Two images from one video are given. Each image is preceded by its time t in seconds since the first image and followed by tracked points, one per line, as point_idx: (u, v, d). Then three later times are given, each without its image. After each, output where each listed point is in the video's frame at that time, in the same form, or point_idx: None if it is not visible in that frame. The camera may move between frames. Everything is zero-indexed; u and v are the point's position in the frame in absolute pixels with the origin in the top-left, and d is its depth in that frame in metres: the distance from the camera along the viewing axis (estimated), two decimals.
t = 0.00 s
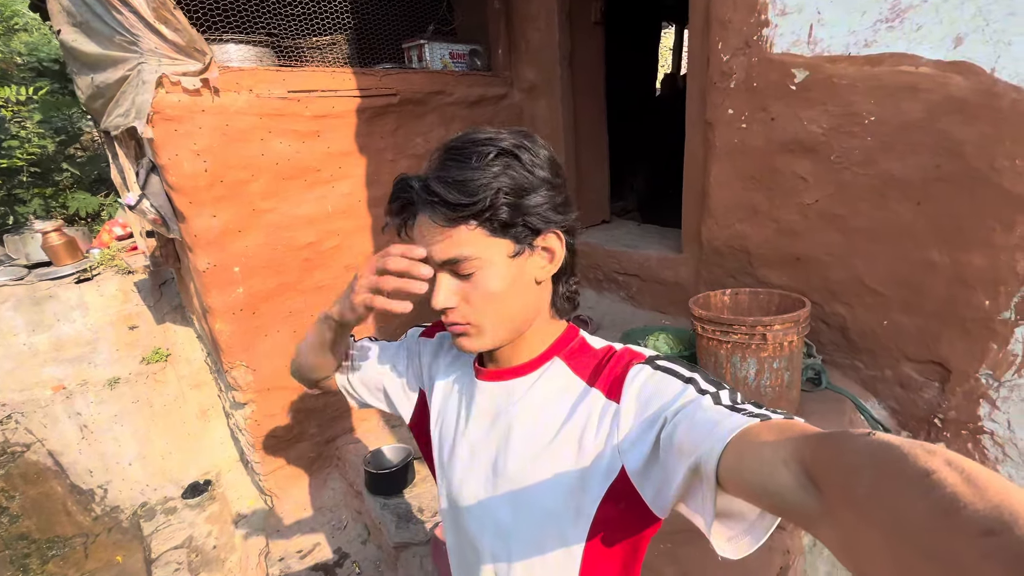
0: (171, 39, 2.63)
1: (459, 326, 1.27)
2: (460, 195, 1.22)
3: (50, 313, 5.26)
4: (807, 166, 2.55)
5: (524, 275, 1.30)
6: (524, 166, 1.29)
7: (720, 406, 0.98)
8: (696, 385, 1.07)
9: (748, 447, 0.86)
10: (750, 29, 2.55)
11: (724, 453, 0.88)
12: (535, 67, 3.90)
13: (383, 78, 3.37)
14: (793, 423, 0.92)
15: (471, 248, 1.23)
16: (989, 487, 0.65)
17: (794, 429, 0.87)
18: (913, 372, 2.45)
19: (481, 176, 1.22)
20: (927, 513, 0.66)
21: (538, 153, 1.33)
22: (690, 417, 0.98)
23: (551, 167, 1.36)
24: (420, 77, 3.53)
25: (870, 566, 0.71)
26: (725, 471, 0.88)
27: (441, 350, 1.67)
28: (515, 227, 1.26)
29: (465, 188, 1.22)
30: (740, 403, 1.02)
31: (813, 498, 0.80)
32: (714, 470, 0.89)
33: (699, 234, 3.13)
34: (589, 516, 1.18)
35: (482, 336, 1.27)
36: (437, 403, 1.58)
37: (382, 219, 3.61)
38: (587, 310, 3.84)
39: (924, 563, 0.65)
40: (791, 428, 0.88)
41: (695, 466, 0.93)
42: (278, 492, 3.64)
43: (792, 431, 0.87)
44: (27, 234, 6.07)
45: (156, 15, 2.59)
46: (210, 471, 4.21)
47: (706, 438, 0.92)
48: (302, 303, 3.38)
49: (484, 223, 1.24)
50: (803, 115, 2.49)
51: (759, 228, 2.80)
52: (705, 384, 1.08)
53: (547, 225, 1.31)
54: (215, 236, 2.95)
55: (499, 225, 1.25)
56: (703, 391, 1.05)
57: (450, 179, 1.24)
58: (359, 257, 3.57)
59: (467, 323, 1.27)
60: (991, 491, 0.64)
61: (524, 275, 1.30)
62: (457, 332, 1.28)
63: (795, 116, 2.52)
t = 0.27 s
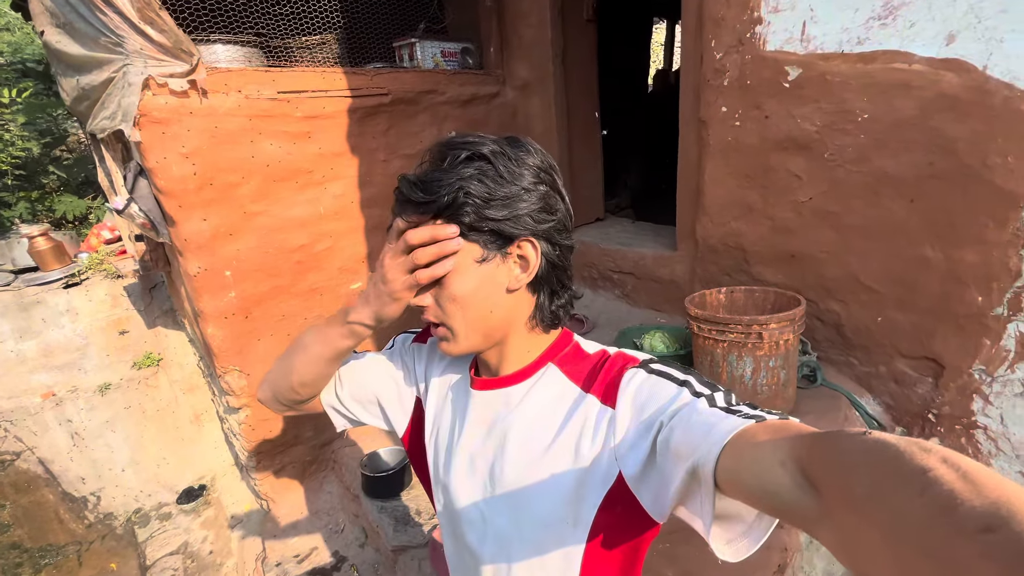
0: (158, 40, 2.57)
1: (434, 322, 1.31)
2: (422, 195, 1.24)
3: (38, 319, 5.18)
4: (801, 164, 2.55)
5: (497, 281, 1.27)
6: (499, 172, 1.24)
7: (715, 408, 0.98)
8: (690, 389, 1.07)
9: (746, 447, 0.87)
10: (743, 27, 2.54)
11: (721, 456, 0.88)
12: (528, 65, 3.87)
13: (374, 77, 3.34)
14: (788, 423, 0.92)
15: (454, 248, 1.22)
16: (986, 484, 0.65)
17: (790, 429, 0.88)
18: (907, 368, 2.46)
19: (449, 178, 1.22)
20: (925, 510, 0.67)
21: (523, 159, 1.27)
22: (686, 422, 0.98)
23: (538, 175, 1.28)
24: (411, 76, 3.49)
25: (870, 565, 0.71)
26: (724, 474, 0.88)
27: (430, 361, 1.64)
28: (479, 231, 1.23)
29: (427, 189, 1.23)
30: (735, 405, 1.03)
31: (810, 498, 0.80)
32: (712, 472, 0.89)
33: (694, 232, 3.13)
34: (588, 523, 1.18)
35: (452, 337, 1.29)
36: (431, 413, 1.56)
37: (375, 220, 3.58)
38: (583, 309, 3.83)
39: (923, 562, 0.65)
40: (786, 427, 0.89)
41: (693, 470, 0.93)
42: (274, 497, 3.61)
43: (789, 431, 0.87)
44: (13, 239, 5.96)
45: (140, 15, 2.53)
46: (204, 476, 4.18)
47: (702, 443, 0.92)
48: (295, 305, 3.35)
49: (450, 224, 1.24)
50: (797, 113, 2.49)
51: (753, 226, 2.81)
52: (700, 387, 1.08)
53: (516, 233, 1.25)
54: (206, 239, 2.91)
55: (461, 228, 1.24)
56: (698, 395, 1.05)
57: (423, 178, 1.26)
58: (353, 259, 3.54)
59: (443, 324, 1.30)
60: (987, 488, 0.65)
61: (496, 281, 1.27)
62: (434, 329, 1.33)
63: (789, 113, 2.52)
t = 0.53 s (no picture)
0: (145, 43, 2.53)
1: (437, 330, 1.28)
2: (445, 208, 1.20)
3: (26, 325, 5.09)
4: (794, 166, 2.56)
5: (508, 295, 1.28)
6: (522, 188, 1.23)
7: (707, 417, 0.98)
8: (682, 396, 1.07)
9: (737, 457, 0.87)
10: (736, 30, 2.55)
11: (711, 463, 0.88)
12: (521, 67, 3.86)
13: (366, 80, 3.31)
14: (780, 432, 0.92)
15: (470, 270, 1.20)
16: (970, 494, 0.66)
17: (780, 438, 0.88)
18: (900, 369, 2.48)
19: (474, 193, 1.19)
20: (910, 520, 0.68)
21: (543, 174, 1.27)
22: (677, 431, 0.97)
23: (556, 189, 1.29)
24: (404, 79, 3.47)
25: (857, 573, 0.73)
26: (714, 482, 0.88)
27: (424, 369, 1.64)
28: (499, 248, 1.23)
29: (452, 203, 1.20)
30: (727, 412, 1.02)
31: (799, 506, 0.80)
32: (703, 481, 0.89)
33: (688, 234, 3.13)
34: (584, 531, 1.18)
35: (454, 345, 1.27)
36: (427, 422, 1.55)
37: (368, 224, 3.56)
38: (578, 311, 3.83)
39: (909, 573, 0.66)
40: (775, 436, 0.89)
41: (685, 478, 0.92)
42: (269, 504, 3.58)
43: (779, 439, 0.87)
44: None
45: (128, 19, 2.49)
46: (198, 483, 4.14)
47: (694, 451, 0.91)
48: (288, 310, 3.32)
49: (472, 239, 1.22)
50: (790, 115, 2.50)
51: (747, 228, 2.82)
52: (692, 395, 1.08)
53: (535, 250, 1.26)
54: (197, 245, 2.88)
55: (481, 244, 1.22)
56: (691, 402, 1.04)
57: (444, 190, 1.21)
58: (346, 263, 3.51)
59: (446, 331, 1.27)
60: (970, 497, 0.65)
61: (507, 296, 1.28)
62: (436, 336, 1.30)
63: (782, 116, 2.53)
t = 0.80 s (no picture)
0: (138, 42, 2.48)
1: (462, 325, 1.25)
2: (485, 202, 1.18)
3: (14, 329, 5.00)
4: (792, 167, 2.57)
5: (534, 292, 1.28)
6: (557, 186, 1.24)
7: (716, 416, 0.97)
8: (690, 396, 1.06)
9: (746, 457, 0.85)
10: (734, 31, 2.55)
11: (722, 462, 0.87)
12: (518, 68, 3.85)
13: (362, 80, 3.28)
14: (789, 431, 0.91)
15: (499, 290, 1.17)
16: (987, 493, 0.64)
17: (790, 437, 0.87)
18: (897, 368, 2.49)
19: (516, 189, 1.18)
20: (925, 519, 0.66)
21: (574, 173, 1.28)
22: (687, 430, 0.96)
23: (583, 188, 1.31)
24: (400, 79, 3.45)
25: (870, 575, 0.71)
26: (724, 481, 0.87)
27: (428, 371, 1.62)
28: (534, 246, 1.23)
29: (493, 198, 1.18)
30: (737, 412, 1.02)
31: (810, 505, 0.79)
32: (713, 481, 0.88)
33: (686, 235, 3.14)
34: (592, 532, 1.16)
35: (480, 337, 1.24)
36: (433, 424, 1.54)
37: (364, 225, 3.53)
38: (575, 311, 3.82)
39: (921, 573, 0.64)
40: (784, 435, 0.88)
41: (695, 477, 0.92)
42: (263, 509, 3.52)
43: (789, 438, 0.86)
44: None
45: (121, 17, 2.45)
46: (190, 487, 4.08)
47: (703, 450, 0.91)
48: (283, 312, 3.29)
49: (511, 236, 1.20)
50: (788, 116, 2.51)
51: (744, 228, 2.82)
52: (700, 394, 1.07)
53: (564, 249, 1.29)
54: (191, 246, 2.84)
55: (518, 241, 1.21)
56: (699, 402, 1.03)
57: (483, 185, 1.19)
58: (342, 265, 3.48)
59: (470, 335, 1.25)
60: (988, 497, 0.64)
61: (535, 294, 1.28)
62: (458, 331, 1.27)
63: (780, 117, 2.54)
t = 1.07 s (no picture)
0: (135, 45, 2.47)
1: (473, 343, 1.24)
2: (504, 213, 1.20)
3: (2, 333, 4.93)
4: (785, 174, 2.60)
5: (543, 300, 1.31)
6: (571, 194, 1.26)
7: (714, 424, 1.01)
8: (689, 402, 1.09)
9: (746, 467, 0.90)
10: (729, 40, 2.58)
11: (720, 470, 0.92)
12: (514, 74, 3.87)
13: (359, 85, 3.29)
14: (787, 438, 0.95)
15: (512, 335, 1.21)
16: (985, 503, 0.68)
17: (790, 445, 0.91)
18: (890, 373, 2.52)
19: (531, 201, 1.20)
20: (924, 527, 0.70)
21: (587, 179, 1.31)
22: (687, 437, 1.00)
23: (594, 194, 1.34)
24: (397, 84, 3.45)
25: None
26: (723, 489, 0.92)
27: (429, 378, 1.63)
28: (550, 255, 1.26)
29: (512, 208, 1.20)
30: (735, 419, 1.05)
31: (810, 512, 0.84)
32: (712, 487, 0.93)
33: (681, 240, 3.16)
34: (592, 538, 1.17)
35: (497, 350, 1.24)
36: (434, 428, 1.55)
37: (360, 229, 3.52)
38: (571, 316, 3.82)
39: None
40: (788, 444, 0.92)
41: (694, 484, 0.96)
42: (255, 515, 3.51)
43: (787, 447, 0.91)
44: None
45: (117, 19, 2.44)
46: (180, 495, 4.02)
47: (703, 457, 0.95)
48: (278, 317, 3.27)
49: (524, 248, 1.23)
50: (782, 124, 2.54)
51: (739, 234, 2.85)
52: (698, 401, 1.11)
53: (576, 257, 1.32)
54: (185, 251, 2.82)
55: (535, 251, 1.24)
56: (697, 409, 1.07)
57: (501, 196, 1.20)
58: (338, 269, 3.47)
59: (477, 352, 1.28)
60: (986, 506, 0.67)
61: (546, 303, 1.31)
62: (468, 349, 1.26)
63: (773, 125, 2.57)
